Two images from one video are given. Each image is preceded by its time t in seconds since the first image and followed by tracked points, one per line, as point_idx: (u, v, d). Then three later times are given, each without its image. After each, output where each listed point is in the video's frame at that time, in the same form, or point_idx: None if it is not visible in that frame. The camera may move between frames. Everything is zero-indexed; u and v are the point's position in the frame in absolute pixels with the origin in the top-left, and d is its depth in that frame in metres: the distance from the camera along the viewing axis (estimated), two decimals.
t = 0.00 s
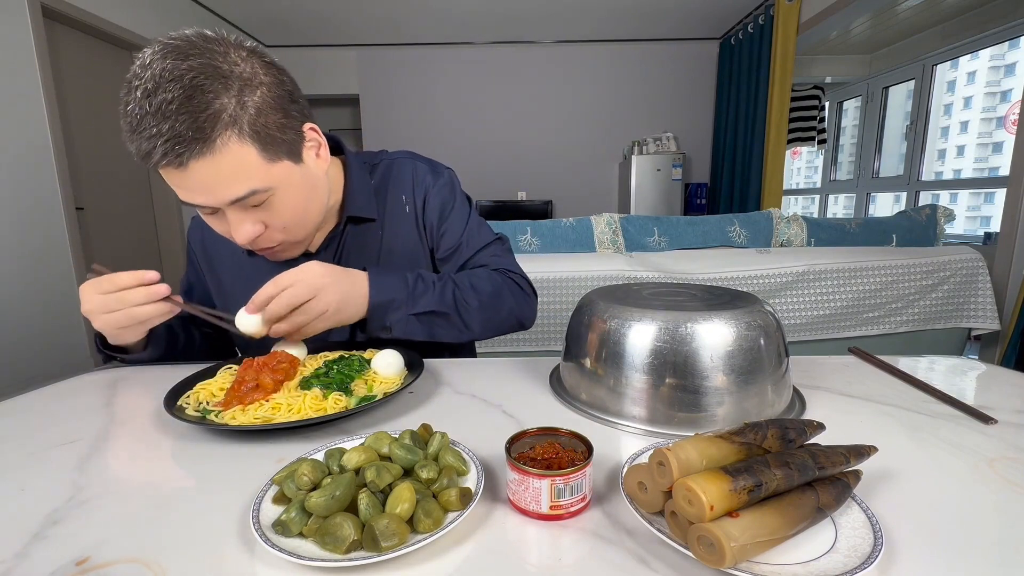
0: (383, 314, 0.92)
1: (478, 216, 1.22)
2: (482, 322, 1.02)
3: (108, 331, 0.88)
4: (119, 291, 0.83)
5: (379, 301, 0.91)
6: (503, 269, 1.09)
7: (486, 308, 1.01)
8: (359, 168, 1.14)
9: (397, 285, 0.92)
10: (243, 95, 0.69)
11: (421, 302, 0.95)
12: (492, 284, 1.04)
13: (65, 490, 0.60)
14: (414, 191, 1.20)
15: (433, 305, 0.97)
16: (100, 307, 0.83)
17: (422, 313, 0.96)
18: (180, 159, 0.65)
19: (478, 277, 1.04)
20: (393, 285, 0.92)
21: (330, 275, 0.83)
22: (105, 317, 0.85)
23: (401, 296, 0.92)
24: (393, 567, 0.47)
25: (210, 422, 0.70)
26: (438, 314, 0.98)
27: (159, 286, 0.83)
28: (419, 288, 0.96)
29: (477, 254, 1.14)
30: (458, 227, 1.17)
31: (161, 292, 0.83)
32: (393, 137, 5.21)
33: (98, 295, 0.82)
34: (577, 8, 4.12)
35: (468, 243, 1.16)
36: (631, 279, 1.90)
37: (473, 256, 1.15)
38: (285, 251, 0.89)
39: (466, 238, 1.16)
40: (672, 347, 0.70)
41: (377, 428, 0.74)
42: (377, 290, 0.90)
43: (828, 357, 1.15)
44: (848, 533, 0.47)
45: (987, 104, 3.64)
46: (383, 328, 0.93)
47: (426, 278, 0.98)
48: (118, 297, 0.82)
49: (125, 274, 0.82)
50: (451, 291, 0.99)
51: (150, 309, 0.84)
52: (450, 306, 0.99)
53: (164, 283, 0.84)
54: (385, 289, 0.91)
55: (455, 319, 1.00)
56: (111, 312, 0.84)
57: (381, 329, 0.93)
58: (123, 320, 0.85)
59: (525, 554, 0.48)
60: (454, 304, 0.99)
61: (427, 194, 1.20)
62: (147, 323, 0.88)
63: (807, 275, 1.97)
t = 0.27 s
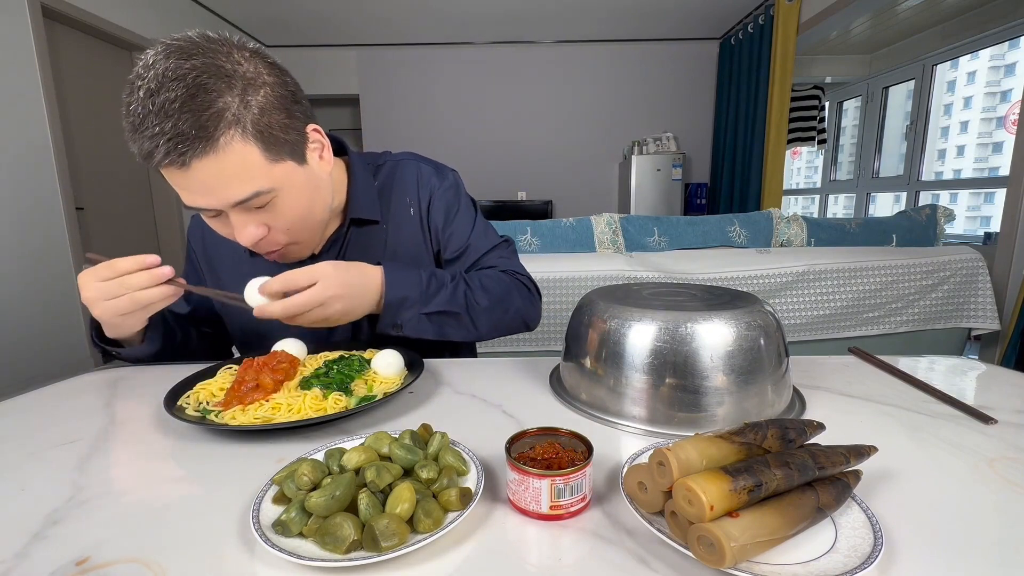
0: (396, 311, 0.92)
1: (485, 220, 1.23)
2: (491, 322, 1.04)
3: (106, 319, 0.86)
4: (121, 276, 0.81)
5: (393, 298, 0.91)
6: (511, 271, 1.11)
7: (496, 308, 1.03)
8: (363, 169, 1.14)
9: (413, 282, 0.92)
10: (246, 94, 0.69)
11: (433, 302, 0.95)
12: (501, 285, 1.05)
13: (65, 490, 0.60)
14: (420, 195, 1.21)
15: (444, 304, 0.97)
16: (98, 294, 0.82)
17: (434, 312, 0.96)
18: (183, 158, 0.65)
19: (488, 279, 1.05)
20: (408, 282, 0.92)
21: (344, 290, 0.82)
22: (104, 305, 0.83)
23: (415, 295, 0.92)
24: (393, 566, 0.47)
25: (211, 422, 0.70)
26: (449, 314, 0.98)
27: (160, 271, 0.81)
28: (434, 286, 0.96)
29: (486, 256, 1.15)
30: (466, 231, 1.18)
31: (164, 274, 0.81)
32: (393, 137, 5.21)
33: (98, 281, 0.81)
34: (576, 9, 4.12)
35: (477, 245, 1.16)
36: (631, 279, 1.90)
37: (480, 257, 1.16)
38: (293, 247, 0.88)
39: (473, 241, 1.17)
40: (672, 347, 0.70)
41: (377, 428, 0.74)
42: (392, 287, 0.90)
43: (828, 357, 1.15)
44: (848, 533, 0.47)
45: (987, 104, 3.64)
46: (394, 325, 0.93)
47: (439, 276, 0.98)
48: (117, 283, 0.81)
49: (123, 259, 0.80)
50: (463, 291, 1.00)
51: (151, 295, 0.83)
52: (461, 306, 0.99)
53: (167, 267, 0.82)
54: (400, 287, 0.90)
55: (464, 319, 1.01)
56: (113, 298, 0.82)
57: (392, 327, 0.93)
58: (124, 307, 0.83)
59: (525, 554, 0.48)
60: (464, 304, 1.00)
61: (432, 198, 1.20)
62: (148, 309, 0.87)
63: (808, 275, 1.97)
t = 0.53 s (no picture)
0: (406, 312, 0.93)
1: (490, 224, 1.23)
2: (497, 325, 1.05)
3: (108, 308, 0.85)
4: (127, 262, 0.81)
5: (405, 299, 0.92)
6: (518, 274, 1.12)
7: (503, 311, 1.04)
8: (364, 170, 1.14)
9: (425, 286, 0.93)
10: (246, 104, 0.69)
11: (443, 305, 0.96)
12: (508, 289, 1.06)
13: (65, 490, 0.60)
14: (423, 201, 1.21)
15: (454, 307, 0.98)
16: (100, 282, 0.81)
17: (443, 315, 0.97)
18: (187, 173, 0.65)
19: (496, 283, 1.06)
20: (421, 285, 0.92)
21: (351, 297, 0.82)
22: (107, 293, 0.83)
23: (426, 297, 0.93)
24: (393, 567, 0.47)
25: (211, 422, 0.70)
26: (457, 317, 0.99)
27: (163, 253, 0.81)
28: (445, 289, 0.97)
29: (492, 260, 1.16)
30: (471, 235, 1.18)
31: (171, 259, 0.81)
32: (393, 137, 5.21)
33: (103, 268, 0.81)
34: (576, 9, 4.12)
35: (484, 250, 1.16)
36: (631, 279, 1.90)
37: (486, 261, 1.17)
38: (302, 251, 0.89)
39: (477, 245, 1.18)
40: (672, 347, 0.70)
41: (377, 428, 0.74)
42: (403, 289, 0.91)
43: (828, 357, 1.15)
44: (848, 533, 0.47)
45: (987, 104, 3.63)
46: (404, 327, 0.95)
47: (449, 278, 0.99)
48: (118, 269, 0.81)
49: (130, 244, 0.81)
50: (472, 295, 1.01)
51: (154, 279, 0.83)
52: (470, 310, 1.00)
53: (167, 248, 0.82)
54: (412, 288, 0.91)
55: (471, 322, 1.01)
56: (118, 284, 0.82)
57: (402, 328, 0.94)
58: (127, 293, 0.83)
59: (525, 555, 0.48)
60: (473, 307, 1.01)
61: (436, 203, 1.20)
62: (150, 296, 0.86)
63: (808, 275, 1.97)
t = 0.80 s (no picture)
0: (414, 315, 0.94)
1: (495, 228, 1.23)
2: (503, 329, 1.05)
3: (115, 323, 0.87)
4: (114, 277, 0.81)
5: (413, 303, 0.93)
6: (524, 279, 1.12)
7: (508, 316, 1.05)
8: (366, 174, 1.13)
9: (432, 289, 0.94)
10: (238, 104, 0.68)
11: (450, 308, 0.96)
12: (513, 293, 1.06)
13: (64, 490, 0.60)
14: (426, 207, 1.21)
15: (460, 312, 0.98)
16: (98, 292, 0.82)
17: (450, 319, 0.97)
18: (174, 171, 0.65)
19: (502, 288, 1.07)
20: (428, 289, 0.93)
21: (361, 293, 0.83)
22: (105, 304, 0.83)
23: (434, 301, 0.94)
24: (393, 566, 0.47)
25: (211, 422, 0.70)
26: (464, 321, 1.00)
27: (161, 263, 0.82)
28: (451, 293, 0.97)
29: (498, 264, 1.17)
30: (476, 241, 1.19)
31: (161, 263, 0.81)
32: (393, 137, 5.21)
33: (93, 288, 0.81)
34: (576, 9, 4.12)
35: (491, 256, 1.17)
36: (631, 279, 1.90)
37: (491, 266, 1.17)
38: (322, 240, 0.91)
39: (483, 250, 1.19)
40: (672, 347, 0.70)
41: (377, 428, 0.74)
42: (412, 293, 0.92)
43: (828, 357, 1.15)
44: (848, 533, 0.47)
45: (987, 104, 3.64)
46: (410, 330, 0.95)
47: (456, 283, 1.00)
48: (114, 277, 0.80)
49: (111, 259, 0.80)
50: (479, 300, 1.02)
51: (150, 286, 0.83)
52: (477, 314, 1.01)
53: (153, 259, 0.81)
54: (420, 293, 0.92)
55: (476, 328, 1.02)
56: (114, 301, 0.83)
57: (408, 331, 0.95)
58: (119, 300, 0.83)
59: (525, 555, 0.48)
60: (479, 312, 1.01)
61: (439, 209, 1.20)
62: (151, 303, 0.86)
63: (808, 275, 1.97)
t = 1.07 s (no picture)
0: (423, 316, 0.93)
1: (497, 227, 1.24)
2: (510, 326, 1.06)
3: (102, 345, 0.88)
4: (117, 304, 0.84)
5: (421, 304, 0.92)
6: (527, 276, 1.13)
7: (514, 313, 1.05)
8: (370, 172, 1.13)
9: (437, 288, 0.94)
10: (257, 133, 0.67)
11: (457, 306, 0.97)
12: (518, 290, 1.07)
13: (64, 490, 0.60)
14: (431, 205, 1.20)
15: (468, 308, 0.99)
16: (100, 322, 0.84)
17: (458, 317, 0.98)
18: (202, 208, 0.65)
19: (508, 284, 1.07)
20: (433, 288, 0.93)
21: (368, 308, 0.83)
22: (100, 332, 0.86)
23: (440, 299, 0.94)
24: (393, 566, 0.47)
25: (211, 422, 0.70)
26: (472, 318, 1.00)
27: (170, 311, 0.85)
28: (457, 291, 0.97)
29: (502, 262, 1.18)
30: (479, 240, 1.19)
31: (160, 305, 0.84)
32: (392, 137, 5.22)
33: (92, 308, 0.84)
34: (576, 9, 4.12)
35: (495, 254, 1.18)
36: (631, 279, 1.90)
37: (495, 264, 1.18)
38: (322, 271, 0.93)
39: (487, 248, 1.19)
40: (672, 347, 0.70)
41: (377, 428, 0.74)
42: (419, 294, 0.92)
43: (828, 357, 1.15)
44: (848, 533, 0.47)
45: (987, 104, 3.64)
46: (421, 330, 0.95)
47: (462, 282, 1.00)
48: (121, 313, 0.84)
49: (121, 287, 0.84)
50: (485, 297, 1.02)
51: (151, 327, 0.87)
52: (484, 310, 1.01)
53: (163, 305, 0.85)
54: (426, 293, 0.92)
55: (485, 324, 1.02)
56: (107, 325, 0.85)
57: (420, 332, 0.95)
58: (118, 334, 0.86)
59: (525, 554, 0.48)
60: (487, 308, 1.02)
61: (443, 207, 1.20)
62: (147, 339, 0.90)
63: (808, 275, 1.97)
